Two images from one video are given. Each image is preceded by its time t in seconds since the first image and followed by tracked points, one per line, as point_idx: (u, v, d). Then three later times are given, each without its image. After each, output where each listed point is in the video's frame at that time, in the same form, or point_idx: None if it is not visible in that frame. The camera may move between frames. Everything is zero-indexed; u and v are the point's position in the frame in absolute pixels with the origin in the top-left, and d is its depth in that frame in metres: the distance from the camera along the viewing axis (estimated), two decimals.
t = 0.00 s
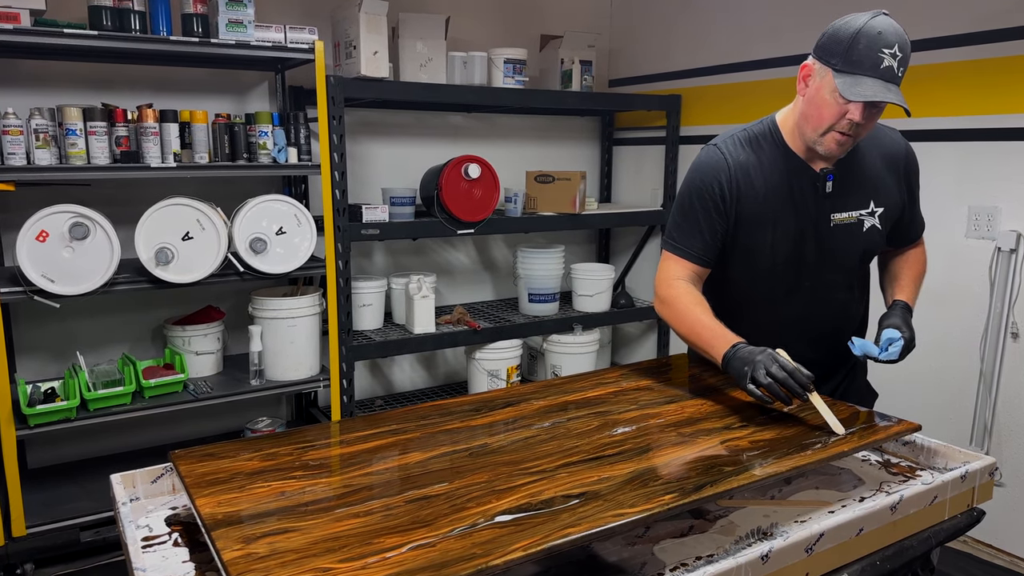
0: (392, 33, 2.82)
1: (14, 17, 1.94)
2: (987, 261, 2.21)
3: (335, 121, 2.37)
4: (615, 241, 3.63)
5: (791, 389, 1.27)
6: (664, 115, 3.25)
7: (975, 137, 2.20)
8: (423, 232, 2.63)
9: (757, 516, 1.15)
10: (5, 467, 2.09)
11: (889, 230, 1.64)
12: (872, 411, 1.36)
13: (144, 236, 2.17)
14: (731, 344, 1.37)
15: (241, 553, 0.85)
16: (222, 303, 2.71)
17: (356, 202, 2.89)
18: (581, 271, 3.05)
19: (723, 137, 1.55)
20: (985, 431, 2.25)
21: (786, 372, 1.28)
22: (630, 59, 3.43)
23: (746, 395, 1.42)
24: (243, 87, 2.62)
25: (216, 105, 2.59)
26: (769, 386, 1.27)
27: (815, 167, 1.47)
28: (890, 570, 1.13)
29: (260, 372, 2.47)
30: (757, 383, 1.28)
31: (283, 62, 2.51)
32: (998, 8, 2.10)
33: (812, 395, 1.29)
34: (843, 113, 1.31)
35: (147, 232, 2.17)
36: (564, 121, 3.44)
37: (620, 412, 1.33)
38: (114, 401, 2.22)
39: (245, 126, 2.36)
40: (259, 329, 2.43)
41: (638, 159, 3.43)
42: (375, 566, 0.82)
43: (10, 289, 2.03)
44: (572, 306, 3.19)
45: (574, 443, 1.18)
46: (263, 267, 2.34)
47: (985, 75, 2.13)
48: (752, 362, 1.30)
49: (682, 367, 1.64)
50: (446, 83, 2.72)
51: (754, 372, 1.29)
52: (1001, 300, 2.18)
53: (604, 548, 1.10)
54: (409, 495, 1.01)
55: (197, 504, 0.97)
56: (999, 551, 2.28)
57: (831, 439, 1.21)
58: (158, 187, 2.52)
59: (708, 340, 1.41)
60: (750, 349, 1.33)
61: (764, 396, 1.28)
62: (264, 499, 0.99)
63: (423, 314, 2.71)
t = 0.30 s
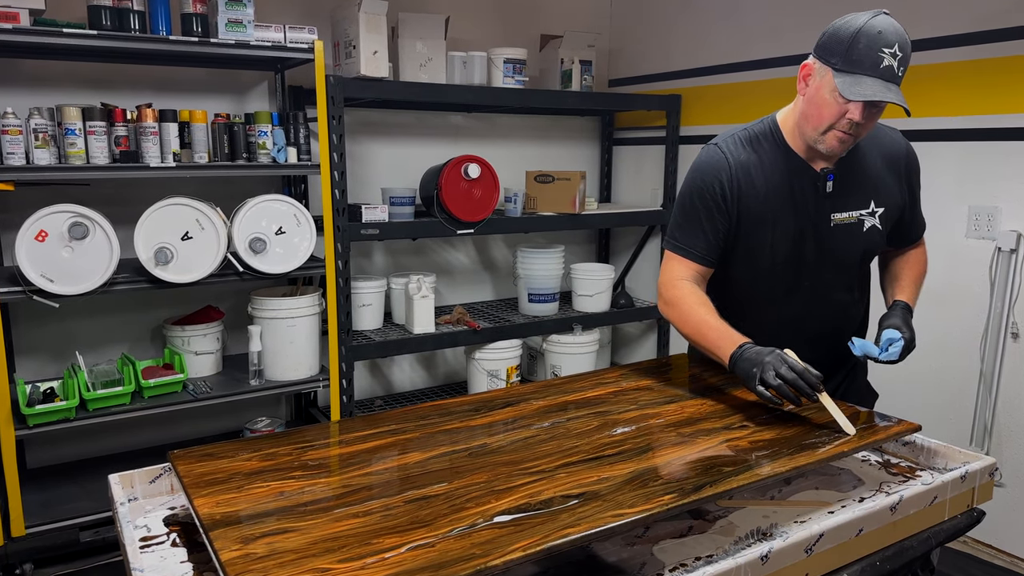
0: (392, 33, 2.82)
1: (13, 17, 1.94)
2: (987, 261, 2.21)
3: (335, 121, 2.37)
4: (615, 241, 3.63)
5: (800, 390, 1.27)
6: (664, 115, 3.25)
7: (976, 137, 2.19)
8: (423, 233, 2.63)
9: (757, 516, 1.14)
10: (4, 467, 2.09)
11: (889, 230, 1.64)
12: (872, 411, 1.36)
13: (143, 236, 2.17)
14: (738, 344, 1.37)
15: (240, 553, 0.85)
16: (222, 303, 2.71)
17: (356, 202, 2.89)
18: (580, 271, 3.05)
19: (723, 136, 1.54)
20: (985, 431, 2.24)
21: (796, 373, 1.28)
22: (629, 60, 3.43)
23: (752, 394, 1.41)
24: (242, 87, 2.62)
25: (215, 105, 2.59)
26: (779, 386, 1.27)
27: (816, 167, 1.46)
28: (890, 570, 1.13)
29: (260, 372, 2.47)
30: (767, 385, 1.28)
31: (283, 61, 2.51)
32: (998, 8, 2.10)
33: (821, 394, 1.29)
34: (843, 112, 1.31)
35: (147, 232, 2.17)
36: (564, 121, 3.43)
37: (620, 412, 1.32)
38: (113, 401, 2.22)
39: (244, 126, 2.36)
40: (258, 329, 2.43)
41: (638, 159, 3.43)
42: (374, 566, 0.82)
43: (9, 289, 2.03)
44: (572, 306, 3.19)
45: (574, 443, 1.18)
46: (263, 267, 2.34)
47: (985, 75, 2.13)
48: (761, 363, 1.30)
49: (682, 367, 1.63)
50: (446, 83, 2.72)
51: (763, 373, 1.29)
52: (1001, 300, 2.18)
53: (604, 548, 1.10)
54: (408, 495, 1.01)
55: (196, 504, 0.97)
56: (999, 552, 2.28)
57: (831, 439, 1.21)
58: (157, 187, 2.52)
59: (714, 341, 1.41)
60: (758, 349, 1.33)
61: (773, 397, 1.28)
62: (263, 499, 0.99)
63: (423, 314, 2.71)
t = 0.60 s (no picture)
0: (391, 32, 2.82)
1: (11, 17, 1.94)
2: (987, 261, 2.20)
3: (335, 122, 2.37)
4: (615, 240, 3.63)
5: (808, 388, 1.26)
6: (664, 115, 3.24)
7: (975, 137, 2.19)
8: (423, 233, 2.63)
9: (755, 516, 1.14)
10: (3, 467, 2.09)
11: (889, 231, 1.63)
12: (871, 411, 1.36)
13: (142, 236, 2.16)
14: (745, 344, 1.37)
15: (237, 554, 0.85)
16: (221, 303, 2.71)
17: (356, 202, 2.89)
18: (580, 271, 3.04)
19: (723, 136, 1.54)
20: (984, 431, 2.24)
21: (804, 371, 1.28)
22: (629, 59, 3.43)
23: (761, 394, 1.42)
24: (242, 87, 2.62)
25: (215, 105, 2.59)
26: (788, 385, 1.27)
27: (816, 167, 1.46)
28: (889, 570, 1.13)
29: (259, 372, 2.47)
30: (775, 383, 1.27)
31: (282, 61, 2.51)
32: (998, 7, 2.09)
33: (829, 393, 1.29)
34: (843, 112, 1.31)
35: (146, 232, 2.17)
36: (564, 121, 3.43)
37: (618, 413, 1.32)
38: (113, 401, 2.22)
39: (244, 126, 2.36)
40: (258, 329, 2.43)
41: (637, 159, 3.43)
42: (371, 567, 0.82)
43: (8, 289, 2.03)
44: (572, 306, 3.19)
45: (573, 444, 1.18)
46: (262, 267, 2.33)
47: (985, 75, 2.13)
48: (768, 361, 1.29)
49: (681, 367, 1.63)
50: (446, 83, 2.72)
51: (771, 372, 1.28)
52: (1000, 300, 2.18)
53: (601, 549, 1.10)
54: (406, 495, 1.00)
55: (193, 505, 0.97)
56: (999, 552, 2.28)
57: (830, 439, 1.21)
58: (157, 187, 2.52)
59: (722, 342, 1.40)
60: (764, 348, 1.33)
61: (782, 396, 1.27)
62: (261, 499, 0.99)
63: (423, 314, 2.71)
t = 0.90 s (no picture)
0: (391, 32, 2.82)
1: (11, 17, 1.94)
2: (987, 261, 2.20)
3: (335, 122, 2.37)
4: (615, 240, 3.63)
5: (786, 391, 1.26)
6: (664, 115, 3.24)
7: (975, 137, 2.19)
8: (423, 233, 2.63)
9: (755, 517, 1.14)
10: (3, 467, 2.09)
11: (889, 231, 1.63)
12: (871, 411, 1.36)
13: (142, 236, 2.17)
14: (734, 344, 1.37)
15: (235, 554, 0.85)
16: (221, 303, 2.71)
17: (356, 202, 2.89)
18: (580, 272, 3.04)
19: (724, 136, 1.55)
20: (984, 431, 2.24)
21: (784, 373, 1.27)
22: (629, 59, 3.43)
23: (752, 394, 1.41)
24: (242, 87, 2.62)
25: (215, 105, 2.59)
26: (765, 388, 1.27)
27: (816, 168, 1.46)
28: (888, 571, 1.13)
29: (258, 373, 2.47)
30: (753, 385, 1.28)
31: (282, 61, 2.51)
32: (998, 8, 2.09)
33: (811, 397, 1.28)
34: (845, 112, 1.31)
35: (146, 232, 2.17)
36: (564, 121, 3.43)
37: (618, 413, 1.32)
38: (112, 401, 2.21)
39: (243, 126, 2.36)
40: (258, 329, 2.43)
41: (637, 159, 3.43)
42: (370, 567, 0.82)
43: (8, 289, 2.03)
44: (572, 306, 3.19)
45: (572, 444, 1.18)
46: (262, 268, 2.33)
47: (984, 75, 2.13)
48: (749, 363, 1.30)
49: (681, 367, 1.63)
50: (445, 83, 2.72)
51: (751, 373, 1.29)
52: (1000, 300, 2.17)
53: (601, 549, 1.10)
54: (406, 496, 1.00)
55: (192, 505, 0.96)
56: (999, 552, 2.28)
57: (829, 440, 1.21)
58: (157, 187, 2.52)
59: (711, 341, 1.40)
60: (750, 349, 1.33)
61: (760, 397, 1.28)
62: (260, 500, 0.99)
63: (422, 314, 2.71)
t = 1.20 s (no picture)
0: (391, 32, 2.82)
1: (11, 17, 1.94)
2: (987, 261, 2.20)
3: (335, 122, 2.37)
4: (615, 240, 3.63)
5: (812, 387, 1.27)
6: (664, 115, 3.24)
7: (975, 137, 2.19)
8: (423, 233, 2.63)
9: (755, 516, 1.14)
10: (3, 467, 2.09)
11: (888, 231, 1.63)
12: (870, 411, 1.36)
13: (142, 236, 2.17)
14: (750, 344, 1.37)
15: (236, 554, 0.85)
16: (221, 303, 2.71)
17: (356, 202, 2.89)
18: (580, 272, 3.04)
19: (723, 135, 1.55)
20: (984, 431, 2.24)
21: (806, 371, 1.28)
22: (629, 59, 3.43)
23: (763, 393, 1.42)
24: (242, 87, 2.62)
25: (215, 105, 2.59)
26: (790, 385, 1.27)
27: (815, 167, 1.46)
28: (887, 570, 1.13)
29: (259, 373, 2.47)
30: (777, 384, 1.28)
31: (282, 61, 2.51)
32: (998, 7, 2.09)
33: (833, 392, 1.29)
34: (843, 112, 1.31)
35: (146, 232, 2.17)
36: (564, 121, 3.43)
37: (618, 412, 1.32)
38: (112, 401, 2.22)
39: (243, 126, 2.36)
40: (258, 329, 2.43)
41: (637, 159, 3.43)
42: (369, 567, 0.82)
43: (8, 289, 2.03)
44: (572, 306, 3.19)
45: (572, 444, 1.18)
46: (262, 268, 2.34)
47: (984, 75, 2.13)
48: (771, 362, 1.30)
49: (681, 367, 1.63)
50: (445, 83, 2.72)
51: (774, 372, 1.29)
52: (1000, 300, 2.17)
53: (601, 549, 1.10)
54: (405, 495, 1.01)
55: (192, 505, 0.97)
56: (999, 552, 2.28)
57: (829, 439, 1.21)
58: (157, 188, 2.52)
59: (725, 343, 1.40)
60: (766, 348, 1.33)
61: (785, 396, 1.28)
62: (261, 499, 0.99)
63: (422, 314, 2.71)
